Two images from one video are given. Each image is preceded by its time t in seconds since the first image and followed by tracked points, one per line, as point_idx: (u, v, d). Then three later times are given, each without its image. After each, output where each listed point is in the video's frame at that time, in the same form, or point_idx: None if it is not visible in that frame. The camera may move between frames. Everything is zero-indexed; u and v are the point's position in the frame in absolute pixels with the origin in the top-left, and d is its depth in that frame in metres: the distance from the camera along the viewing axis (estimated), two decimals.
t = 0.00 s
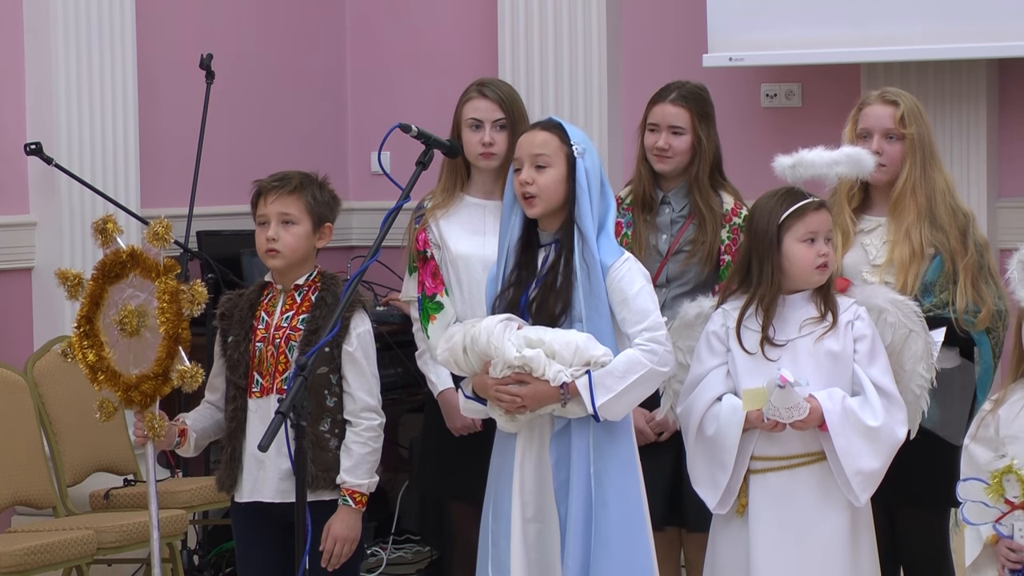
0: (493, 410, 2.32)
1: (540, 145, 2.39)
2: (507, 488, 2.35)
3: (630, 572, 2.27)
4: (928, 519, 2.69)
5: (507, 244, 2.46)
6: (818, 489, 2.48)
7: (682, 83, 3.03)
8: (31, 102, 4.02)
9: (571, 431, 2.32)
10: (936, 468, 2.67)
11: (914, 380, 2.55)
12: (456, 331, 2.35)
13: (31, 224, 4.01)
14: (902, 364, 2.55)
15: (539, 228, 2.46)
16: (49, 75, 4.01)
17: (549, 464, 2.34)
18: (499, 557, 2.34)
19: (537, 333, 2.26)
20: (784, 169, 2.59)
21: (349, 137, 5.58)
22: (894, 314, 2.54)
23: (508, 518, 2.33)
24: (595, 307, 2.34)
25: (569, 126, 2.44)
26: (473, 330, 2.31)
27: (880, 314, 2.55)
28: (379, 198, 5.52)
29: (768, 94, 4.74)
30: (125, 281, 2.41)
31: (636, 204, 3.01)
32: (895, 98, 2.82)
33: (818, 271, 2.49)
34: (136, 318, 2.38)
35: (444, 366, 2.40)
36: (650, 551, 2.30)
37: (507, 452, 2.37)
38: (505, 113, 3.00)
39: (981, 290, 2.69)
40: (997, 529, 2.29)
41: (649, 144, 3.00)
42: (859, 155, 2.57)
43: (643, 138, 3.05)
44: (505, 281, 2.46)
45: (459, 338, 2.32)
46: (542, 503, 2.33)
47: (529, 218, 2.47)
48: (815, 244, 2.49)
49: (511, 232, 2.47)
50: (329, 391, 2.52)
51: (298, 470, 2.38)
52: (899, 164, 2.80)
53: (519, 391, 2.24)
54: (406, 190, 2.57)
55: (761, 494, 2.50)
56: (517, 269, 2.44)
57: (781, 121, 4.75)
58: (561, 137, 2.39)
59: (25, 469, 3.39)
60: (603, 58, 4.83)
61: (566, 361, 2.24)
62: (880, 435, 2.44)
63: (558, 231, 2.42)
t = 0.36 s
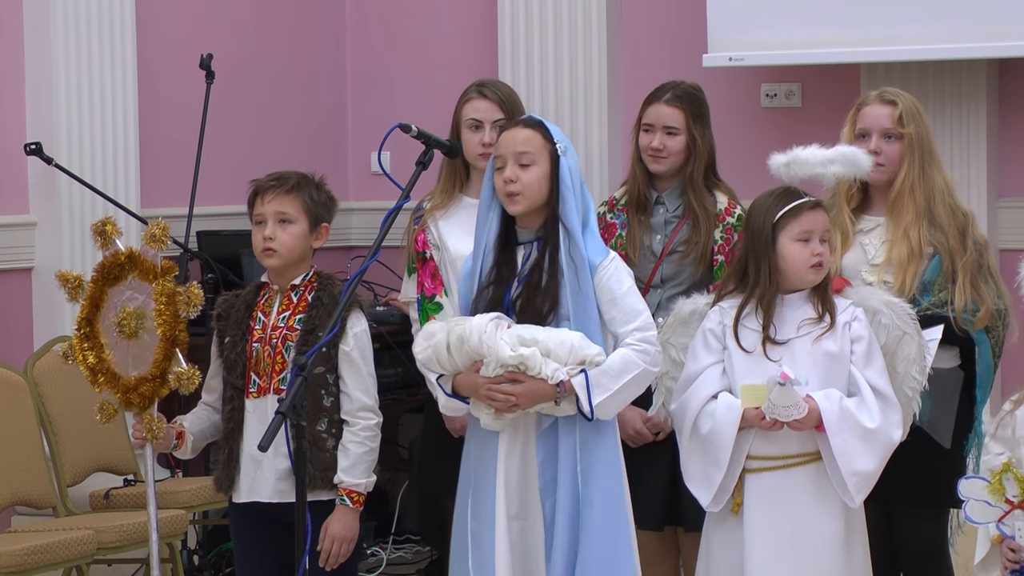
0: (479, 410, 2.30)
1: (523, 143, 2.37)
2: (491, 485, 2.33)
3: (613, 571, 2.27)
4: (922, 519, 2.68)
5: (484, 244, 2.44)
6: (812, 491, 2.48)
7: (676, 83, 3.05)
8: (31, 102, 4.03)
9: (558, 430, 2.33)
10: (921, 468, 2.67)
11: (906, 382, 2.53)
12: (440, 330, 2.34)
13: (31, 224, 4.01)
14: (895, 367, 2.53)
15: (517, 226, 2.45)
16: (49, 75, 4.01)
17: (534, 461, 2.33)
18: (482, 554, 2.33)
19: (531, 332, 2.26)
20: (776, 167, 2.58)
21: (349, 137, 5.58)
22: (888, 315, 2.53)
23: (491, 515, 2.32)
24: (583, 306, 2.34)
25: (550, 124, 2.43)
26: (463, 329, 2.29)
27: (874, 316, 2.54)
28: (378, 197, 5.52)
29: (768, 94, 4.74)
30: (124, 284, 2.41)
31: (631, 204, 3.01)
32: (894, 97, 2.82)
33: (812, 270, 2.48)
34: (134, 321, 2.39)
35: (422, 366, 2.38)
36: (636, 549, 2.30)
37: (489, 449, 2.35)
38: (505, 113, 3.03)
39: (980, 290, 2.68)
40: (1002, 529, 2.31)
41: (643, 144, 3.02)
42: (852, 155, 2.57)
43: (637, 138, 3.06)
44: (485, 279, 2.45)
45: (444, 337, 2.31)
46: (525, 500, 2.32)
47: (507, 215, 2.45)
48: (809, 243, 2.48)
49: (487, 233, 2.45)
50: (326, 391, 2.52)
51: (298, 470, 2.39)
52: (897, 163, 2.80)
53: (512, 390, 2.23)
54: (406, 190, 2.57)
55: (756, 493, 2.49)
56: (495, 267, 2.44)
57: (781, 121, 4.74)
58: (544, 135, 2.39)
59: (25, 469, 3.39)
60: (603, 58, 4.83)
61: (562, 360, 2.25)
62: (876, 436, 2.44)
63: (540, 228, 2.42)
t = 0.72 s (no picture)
0: (466, 412, 2.29)
1: (508, 143, 2.37)
2: (473, 486, 2.31)
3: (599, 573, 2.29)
4: (923, 519, 2.68)
5: (463, 246, 2.43)
6: (814, 490, 2.48)
7: (674, 83, 3.06)
8: (31, 102, 4.03)
9: (544, 432, 2.33)
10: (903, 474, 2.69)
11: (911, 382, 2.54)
12: (425, 332, 2.32)
13: (31, 224, 4.01)
14: (899, 367, 2.54)
15: (498, 227, 2.45)
16: (49, 75, 4.01)
17: (518, 461, 2.33)
18: (462, 556, 2.31)
19: (525, 336, 2.26)
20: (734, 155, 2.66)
21: (349, 137, 5.58)
22: (892, 315, 2.53)
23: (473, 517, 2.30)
24: (570, 308, 2.34)
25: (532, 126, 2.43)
26: (452, 331, 2.27)
27: (878, 316, 2.54)
28: (378, 197, 5.52)
29: (768, 94, 4.73)
30: (117, 284, 2.41)
31: (631, 204, 3.02)
32: (892, 97, 2.82)
33: (776, 268, 2.51)
34: (129, 321, 2.38)
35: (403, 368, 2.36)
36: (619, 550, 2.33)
37: (471, 451, 2.33)
38: (503, 112, 3.08)
39: (978, 289, 2.67)
40: (1003, 528, 2.26)
41: (643, 145, 3.02)
42: (801, 153, 2.58)
43: (637, 139, 3.07)
44: (465, 282, 2.43)
45: (431, 339, 2.29)
46: (507, 501, 2.31)
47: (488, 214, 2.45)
48: (772, 243, 2.51)
49: (467, 235, 2.44)
50: (321, 392, 2.51)
51: (298, 470, 2.39)
52: (895, 163, 2.79)
53: (505, 392, 2.22)
54: (406, 190, 2.57)
55: (757, 492, 2.49)
56: (476, 269, 2.42)
57: (781, 120, 4.73)
58: (527, 136, 2.39)
59: (25, 469, 3.39)
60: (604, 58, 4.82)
61: (556, 363, 2.25)
62: (875, 436, 2.44)
63: (523, 231, 2.42)
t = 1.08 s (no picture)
0: (460, 413, 2.29)
1: (498, 146, 2.37)
2: (467, 486, 2.30)
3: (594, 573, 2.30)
4: (923, 520, 2.68)
5: (454, 248, 2.42)
6: (835, 491, 2.47)
7: (678, 84, 3.07)
8: (31, 102, 4.03)
9: (539, 433, 2.33)
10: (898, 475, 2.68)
11: (937, 382, 2.54)
12: (420, 334, 2.32)
13: (31, 224, 4.01)
14: (924, 368, 2.55)
15: (489, 229, 2.45)
16: (48, 75, 4.01)
17: (513, 462, 2.33)
18: (454, 559, 2.30)
19: (520, 336, 2.26)
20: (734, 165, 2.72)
21: (349, 137, 5.58)
22: (915, 315, 2.53)
23: (467, 519, 2.29)
24: (564, 309, 2.34)
25: (521, 128, 2.43)
26: (446, 332, 2.27)
27: (900, 316, 2.54)
28: (378, 197, 5.52)
29: (768, 94, 4.73)
30: (116, 285, 2.41)
31: (634, 204, 3.03)
32: (892, 98, 2.82)
33: (782, 270, 2.52)
34: (125, 322, 2.37)
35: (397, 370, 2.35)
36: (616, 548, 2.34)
37: (465, 452, 2.33)
38: (503, 111, 3.13)
39: (978, 288, 2.68)
40: (995, 525, 2.27)
41: (647, 146, 3.04)
42: (788, 153, 2.61)
43: (642, 140, 3.09)
44: (456, 283, 2.42)
45: (426, 341, 2.29)
46: (501, 502, 2.31)
47: (477, 215, 2.44)
48: (775, 246, 2.52)
49: (457, 234, 2.43)
50: (320, 392, 2.51)
51: (298, 470, 2.39)
52: (897, 165, 2.79)
53: (501, 392, 2.23)
54: (406, 189, 2.57)
55: (779, 495, 2.49)
56: (468, 270, 2.42)
57: (781, 120, 4.73)
58: (517, 138, 2.39)
59: (25, 469, 3.39)
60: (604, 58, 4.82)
61: (552, 363, 2.25)
62: (896, 437, 2.44)
63: (514, 232, 2.42)
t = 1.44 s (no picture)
0: (463, 413, 2.29)
1: (495, 143, 2.37)
2: (473, 486, 2.30)
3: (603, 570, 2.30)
4: (923, 519, 2.69)
5: (452, 247, 2.42)
6: (836, 490, 2.48)
7: (682, 83, 3.08)
8: (31, 102, 4.03)
9: (544, 430, 2.33)
10: (905, 475, 2.68)
11: (953, 382, 2.55)
12: (421, 335, 2.32)
13: (31, 224, 4.01)
14: (941, 368, 2.55)
15: (484, 227, 2.44)
16: (48, 75, 4.01)
17: (519, 460, 2.33)
18: (462, 559, 2.29)
19: (523, 334, 2.27)
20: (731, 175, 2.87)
21: (349, 137, 5.58)
22: (931, 315, 2.53)
23: (474, 519, 2.29)
24: (563, 306, 2.34)
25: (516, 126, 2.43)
26: (448, 332, 2.27)
27: (917, 316, 2.53)
28: (378, 197, 5.52)
29: (768, 94, 4.73)
30: (121, 284, 2.42)
31: (636, 204, 3.04)
32: (893, 99, 2.82)
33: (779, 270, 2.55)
34: (131, 321, 2.38)
35: (398, 372, 2.35)
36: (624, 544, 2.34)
37: (470, 452, 2.32)
38: (504, 111, 3.15)
39: (979, 289, 2.69)
40: (994, 527, 2.27)
41: (651, 144, 3.04)
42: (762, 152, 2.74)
43: (645, 139, 3.09)
44: (455, 283, 2.42)
45: (428, 342, 2.29)
46: (508, 501, 2.31)
47: (472, 215, 2.44)
48: (771, 246, 2.55)
49: (454, 235, 2.43)
50: (323, 392, 2.52)
51: (298, 470, 2.39)
52: (898, 167, 2.79)
53: (507, 391, 2.23)
54: (406, 190, 2.58)
55: (778, 496, 2.51)
56: (466, 270, 2.42)
57: (781, 120, 4.73)
58: (513, 136, 2.39)
59: (24, 469, 3.38)
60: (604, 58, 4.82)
61: (556, 361, 2.26)
62: (889, 443, 2.43)
63: (511, 230, 2.42)
